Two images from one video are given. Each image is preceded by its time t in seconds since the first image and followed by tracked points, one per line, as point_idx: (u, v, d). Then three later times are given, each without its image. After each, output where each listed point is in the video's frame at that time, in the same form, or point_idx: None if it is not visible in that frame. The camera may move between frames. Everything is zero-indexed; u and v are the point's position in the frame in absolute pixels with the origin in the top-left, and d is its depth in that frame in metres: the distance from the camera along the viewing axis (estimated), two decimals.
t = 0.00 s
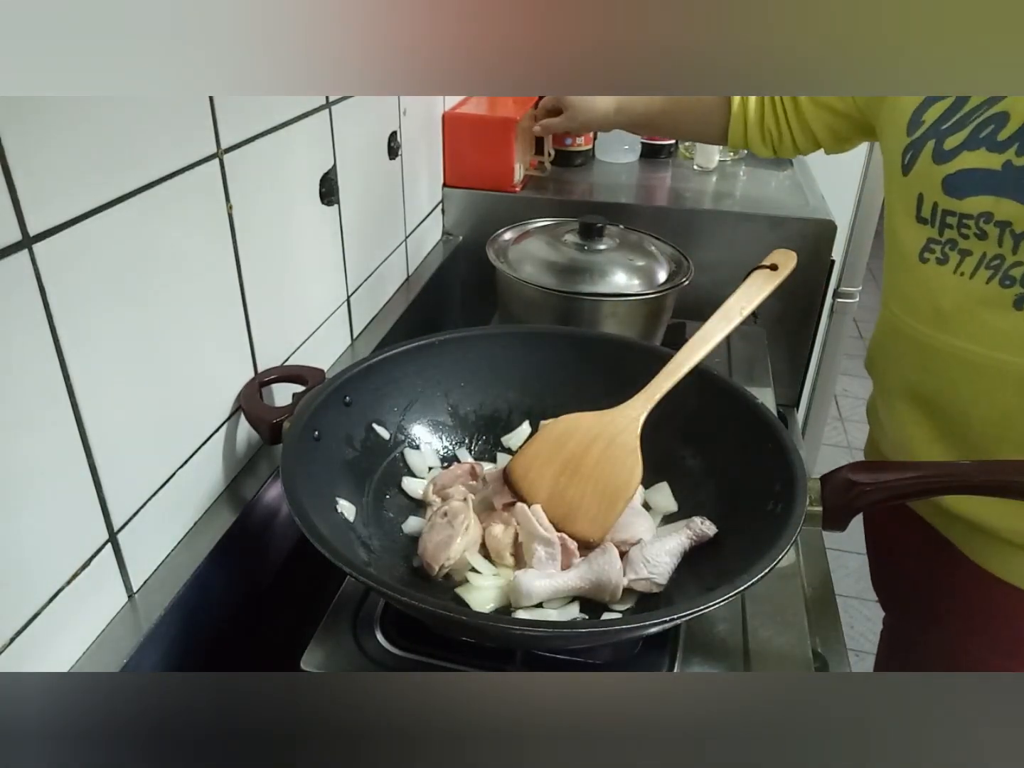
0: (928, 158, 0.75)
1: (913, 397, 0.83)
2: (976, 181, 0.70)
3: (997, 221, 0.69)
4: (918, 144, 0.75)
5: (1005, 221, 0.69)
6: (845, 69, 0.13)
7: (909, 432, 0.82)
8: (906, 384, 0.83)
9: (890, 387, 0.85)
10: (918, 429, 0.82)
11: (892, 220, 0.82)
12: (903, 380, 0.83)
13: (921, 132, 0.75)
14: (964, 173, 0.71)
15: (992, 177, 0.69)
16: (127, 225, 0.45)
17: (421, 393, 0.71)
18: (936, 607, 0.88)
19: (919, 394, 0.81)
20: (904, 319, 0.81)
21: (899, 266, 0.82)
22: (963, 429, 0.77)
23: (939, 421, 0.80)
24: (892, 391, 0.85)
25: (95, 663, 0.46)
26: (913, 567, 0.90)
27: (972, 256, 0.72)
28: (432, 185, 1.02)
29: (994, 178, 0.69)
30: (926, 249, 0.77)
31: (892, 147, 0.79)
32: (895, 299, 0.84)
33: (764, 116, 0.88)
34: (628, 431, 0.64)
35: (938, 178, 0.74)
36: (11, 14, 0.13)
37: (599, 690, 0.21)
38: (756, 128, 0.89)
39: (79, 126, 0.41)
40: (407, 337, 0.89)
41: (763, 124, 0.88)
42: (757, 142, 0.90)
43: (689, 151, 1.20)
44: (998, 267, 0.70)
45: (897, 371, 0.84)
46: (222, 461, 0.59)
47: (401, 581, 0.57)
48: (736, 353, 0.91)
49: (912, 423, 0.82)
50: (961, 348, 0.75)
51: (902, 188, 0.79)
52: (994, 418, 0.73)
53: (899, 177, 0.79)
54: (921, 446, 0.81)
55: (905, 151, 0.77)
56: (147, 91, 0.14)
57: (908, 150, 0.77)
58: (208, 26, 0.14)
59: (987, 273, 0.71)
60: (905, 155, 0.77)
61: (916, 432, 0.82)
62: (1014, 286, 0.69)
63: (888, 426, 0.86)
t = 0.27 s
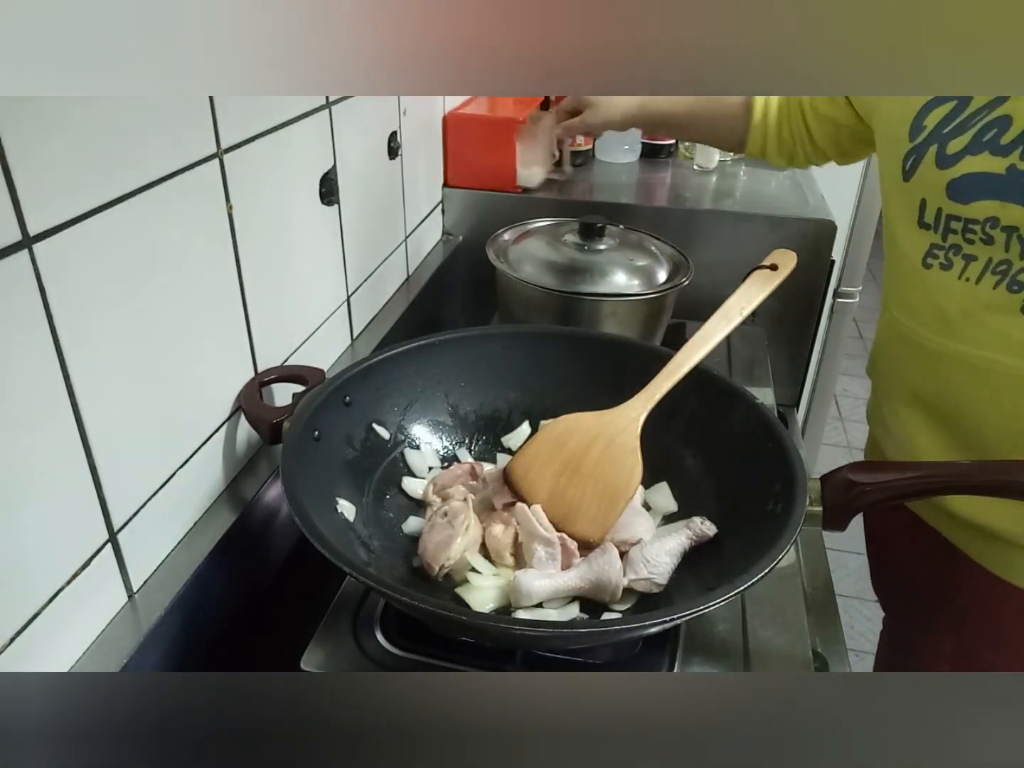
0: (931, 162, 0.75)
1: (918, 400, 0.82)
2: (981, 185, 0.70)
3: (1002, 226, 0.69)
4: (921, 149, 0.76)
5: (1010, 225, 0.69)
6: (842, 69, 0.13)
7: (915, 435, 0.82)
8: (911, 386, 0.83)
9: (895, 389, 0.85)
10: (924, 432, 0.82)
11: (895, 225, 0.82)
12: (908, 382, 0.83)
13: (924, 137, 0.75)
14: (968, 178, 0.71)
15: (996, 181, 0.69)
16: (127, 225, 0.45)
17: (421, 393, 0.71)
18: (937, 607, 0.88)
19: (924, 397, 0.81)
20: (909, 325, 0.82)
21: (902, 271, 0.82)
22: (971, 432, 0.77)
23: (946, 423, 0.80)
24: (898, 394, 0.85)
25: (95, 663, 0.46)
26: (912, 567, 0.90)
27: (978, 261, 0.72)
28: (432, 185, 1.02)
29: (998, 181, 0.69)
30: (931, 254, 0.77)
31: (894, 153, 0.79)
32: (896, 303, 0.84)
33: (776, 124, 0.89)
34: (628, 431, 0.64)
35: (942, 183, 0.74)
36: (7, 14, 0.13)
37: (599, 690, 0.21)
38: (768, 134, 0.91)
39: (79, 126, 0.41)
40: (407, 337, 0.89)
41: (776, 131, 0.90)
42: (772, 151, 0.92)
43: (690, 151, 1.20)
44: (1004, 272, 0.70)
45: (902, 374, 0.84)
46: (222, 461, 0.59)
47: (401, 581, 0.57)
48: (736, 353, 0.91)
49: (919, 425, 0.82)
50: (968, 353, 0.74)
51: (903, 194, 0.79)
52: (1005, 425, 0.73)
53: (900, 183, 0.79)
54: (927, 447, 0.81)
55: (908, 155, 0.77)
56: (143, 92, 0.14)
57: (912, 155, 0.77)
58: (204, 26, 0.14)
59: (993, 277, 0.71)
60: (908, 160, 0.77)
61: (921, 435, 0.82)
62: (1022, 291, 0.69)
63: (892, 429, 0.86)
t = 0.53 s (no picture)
0: (933, 161, 0.75)
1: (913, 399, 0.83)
2: (981, 184, 0.71)
3: (1001, 225, 0.70)
4: (923, 148, 0.76)
5: (1009, 224, 0.69)
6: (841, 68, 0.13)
7: (908, 433, 0.82)
8: (906, 384, 0.83)
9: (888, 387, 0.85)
10: (916, 431, 0.81)
11: (893, 224, 0.82)
12: (901, 379, 0.83)
13: (927, 135, 0.75)
14: (968, 176, 0.72)
15: (996, 180, 0.69)
16: (126, 225, 0.45)
17: (421, 393, 0.71)
18: (934, 607, 0.88)
19: (918, 395, 0.81)
20: (904, 324, 0.82)
21: (898, 270, 0.82)
22: (963, 433, 0.77)
23: (939, 423, 0.80)
24: (891, 392, 0.85)
25: (95, 663, 0.46)
26: (908, 567, 0.90)
27: (974, 261, 0.73)
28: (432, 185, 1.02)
29: (997, 180, 0.69)
30: (925, 253, 0.78)
31: (896, 152, 0.80)
32: (892, 303, 0.84)
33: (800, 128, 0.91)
34: (628, 431, 0.64)
35: (941, 181, 0.75)
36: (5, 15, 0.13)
37: (598, 690, 0.21)
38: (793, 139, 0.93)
39: (78, 126, 0.41)
40: (407, 337, 0.89)
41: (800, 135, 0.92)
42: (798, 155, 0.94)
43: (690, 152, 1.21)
44: (1002, 272, 0.70)
45: (895, 372, 0.84)
46: (222, 461, 0.59)
47: (401, 581, 0.57)
48: (736, 353, 0.91)
49: (911, 423, 0.82)
50: (960, 353, 0.75)
51: (903, 191, 0.80)
52: (994, 426, 0.73)
53: (899, 181, 0.80)
54: (922, 447, 0.81)
55: (909, 154, 0.78)
56: (140, 91, 0.14)
57: (914, 153, 0.77)
58: (201, 26, 0.14)
59: (990, 277, 0.71)
60: (909, 159, 0.78)
61: (915, 432, 0.82)
62: (1018, 292, 0.69)
63: (886, 426, 0.86)
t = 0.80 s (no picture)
0: (929, 158, 0.75)
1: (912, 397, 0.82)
2: (976, 181, 0.71)
3: (995, 222, 0.70)
4: (919, 143, 0.76)
5: (1003, 222, 0.69)
6: (842, 69, 0.13)
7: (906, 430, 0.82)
8: (903, 382, 0.83)
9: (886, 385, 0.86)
10: (913, 427, 0.82)
11: (890, 219, 0.82)
12: (899, 376, 0.83)
13: (923, 131, 0.75)
14: (964, 173, 0.72)
15: (992, 178, 0.70)
16: (126, 225, 0.45)
17: (421, 393, 0.71)
18: (934, 607, 0.88)
19: (916, 393, 0.81)
20: (900, 321, 0.82)
21: (895, 265, 0.82)
22: (960, 431, 0.77)
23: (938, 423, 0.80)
24: (891, 388, 0.85)
25: (95, 663, 0.46)
26: (908, 567, 0.90)
27: (968, 258, 0.73)
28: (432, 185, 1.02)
29: (993, 178, 0.69)
30: (920, 250, 0.78)
31: (893, 146, 0.80)
32: (892, 297, 0.84)
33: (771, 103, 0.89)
34: (628, 431, 0.64)
35: (937, 178, 0.75)
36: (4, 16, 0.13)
37: (599, 691, 0.21)
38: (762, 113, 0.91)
39: (78, 126, 0.41)
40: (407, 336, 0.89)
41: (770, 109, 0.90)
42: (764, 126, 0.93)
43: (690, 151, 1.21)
44: (995, 269, 0.71)
45: (892, 368, 0.84)
46: (222, 461, 0.59)
47: (401, 581, 0.57)
48: (736, 353, 0.91)
49: (909, 418, 0.82)
50: (954, 350, 0.75)
51: (899, 188, 0.80)
52: (990, 423, 0.73)
53: (896, 176, 0.80)
54: (922, 446, 0.81)
55: (905, 150, 0.78)
56: (142, 91, 0.14)
57: (910, 149, 0.77)
58: (202, 26, 0.14)
59: (984, 275, 0.72)
60: (906, 154, 0.78)
61: (912, 429, 0.82)
62: (1013, 289, 0.70)
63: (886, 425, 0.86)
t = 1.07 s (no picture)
0: (922, 159, 0.75)
1: (913, 398, 0.82)
2: (970, 182, 0.71)
3: (991, 224, 0.70)
4: (912, 145, 0.76)
5: (999, 222, 0.69)
6: (842, 71, 0.13)
7: (906, 431, 0.82)
8: (903, 383, 0.82)
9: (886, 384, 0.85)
10: (913, 427, 0.81)
11: (886, 220, 0.82)
12: (899, 375, 0.83)
13: (915, 133, 0.76)
14: (958, 175, 0.72)
15: (986, 179, 0.70)
16: (126, 225, 0.45)
17: (421, 393, 0.71)
18: (935, 607, 0.87)
19: (916, 393, 0.81)
20: (898, 322, 0.81)
21: (892, 267, 0.82)
22: (961, 431, 0.77)
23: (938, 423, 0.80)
24: (890, 388, 0.85)
25: (95, 663, 0.46)
26: (908, 567, 0.90)
27: (964, 259, 0.73)
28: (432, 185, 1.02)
29: (988, 179, 0.70)
30: (917, 252, 0.78)
31: (886, 148, 0.80)
32: (891, 297, 0.83)
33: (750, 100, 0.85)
34: (628, 431, 0.64)
35: (930, 180, 0.75)
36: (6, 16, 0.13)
37: (599, 691, 0.21)
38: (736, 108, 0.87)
39: (78, 126, 0.41)
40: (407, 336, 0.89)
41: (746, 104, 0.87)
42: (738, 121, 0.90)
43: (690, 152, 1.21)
44: (993, 269, 0.71)
45: (891, 368, 0.84)
46: (222, 461, 0.59)
47: (401, 581, 0.57)
48: (736, 353, 0.91)
49: (909, 419, 0.82)
50: (954, 350, 0.75)
51: (893, 189, 0.80)
52: (991, 422, 0.73)
53: (890, 179, 0.80)
54: (924, 447, 0.80)
55: (899, 152, 0.78)
56: (143, 92, 0.14)
57: (903, 151, 0.78)
58: (205, 27, 0.14)
59: (982, 275, 0.72)
60: (899, 156, 0.78)
61: (911, 428, 0.81)
62: (1011, 289, 0.70)
63: (885, 424, 0.86)
